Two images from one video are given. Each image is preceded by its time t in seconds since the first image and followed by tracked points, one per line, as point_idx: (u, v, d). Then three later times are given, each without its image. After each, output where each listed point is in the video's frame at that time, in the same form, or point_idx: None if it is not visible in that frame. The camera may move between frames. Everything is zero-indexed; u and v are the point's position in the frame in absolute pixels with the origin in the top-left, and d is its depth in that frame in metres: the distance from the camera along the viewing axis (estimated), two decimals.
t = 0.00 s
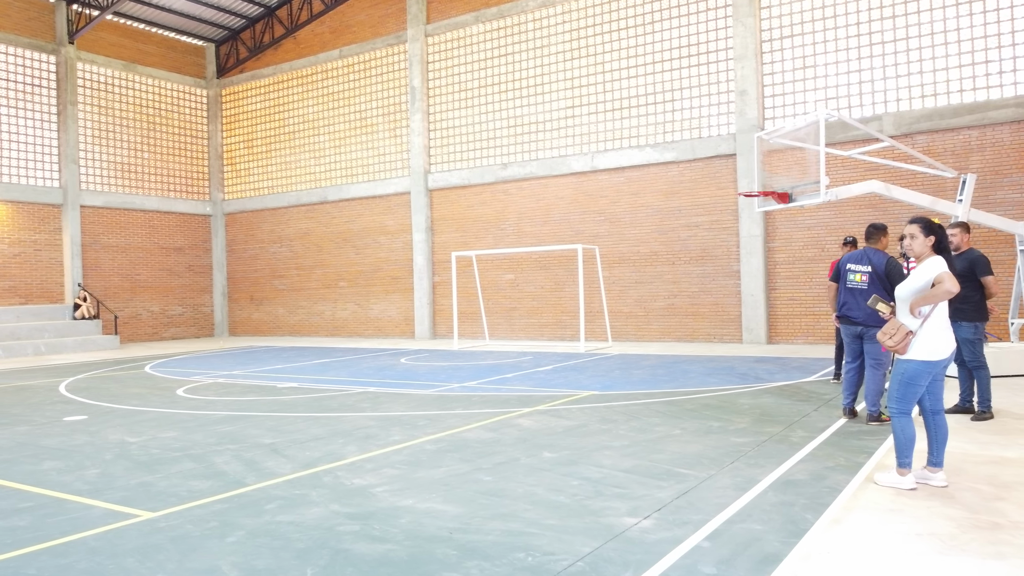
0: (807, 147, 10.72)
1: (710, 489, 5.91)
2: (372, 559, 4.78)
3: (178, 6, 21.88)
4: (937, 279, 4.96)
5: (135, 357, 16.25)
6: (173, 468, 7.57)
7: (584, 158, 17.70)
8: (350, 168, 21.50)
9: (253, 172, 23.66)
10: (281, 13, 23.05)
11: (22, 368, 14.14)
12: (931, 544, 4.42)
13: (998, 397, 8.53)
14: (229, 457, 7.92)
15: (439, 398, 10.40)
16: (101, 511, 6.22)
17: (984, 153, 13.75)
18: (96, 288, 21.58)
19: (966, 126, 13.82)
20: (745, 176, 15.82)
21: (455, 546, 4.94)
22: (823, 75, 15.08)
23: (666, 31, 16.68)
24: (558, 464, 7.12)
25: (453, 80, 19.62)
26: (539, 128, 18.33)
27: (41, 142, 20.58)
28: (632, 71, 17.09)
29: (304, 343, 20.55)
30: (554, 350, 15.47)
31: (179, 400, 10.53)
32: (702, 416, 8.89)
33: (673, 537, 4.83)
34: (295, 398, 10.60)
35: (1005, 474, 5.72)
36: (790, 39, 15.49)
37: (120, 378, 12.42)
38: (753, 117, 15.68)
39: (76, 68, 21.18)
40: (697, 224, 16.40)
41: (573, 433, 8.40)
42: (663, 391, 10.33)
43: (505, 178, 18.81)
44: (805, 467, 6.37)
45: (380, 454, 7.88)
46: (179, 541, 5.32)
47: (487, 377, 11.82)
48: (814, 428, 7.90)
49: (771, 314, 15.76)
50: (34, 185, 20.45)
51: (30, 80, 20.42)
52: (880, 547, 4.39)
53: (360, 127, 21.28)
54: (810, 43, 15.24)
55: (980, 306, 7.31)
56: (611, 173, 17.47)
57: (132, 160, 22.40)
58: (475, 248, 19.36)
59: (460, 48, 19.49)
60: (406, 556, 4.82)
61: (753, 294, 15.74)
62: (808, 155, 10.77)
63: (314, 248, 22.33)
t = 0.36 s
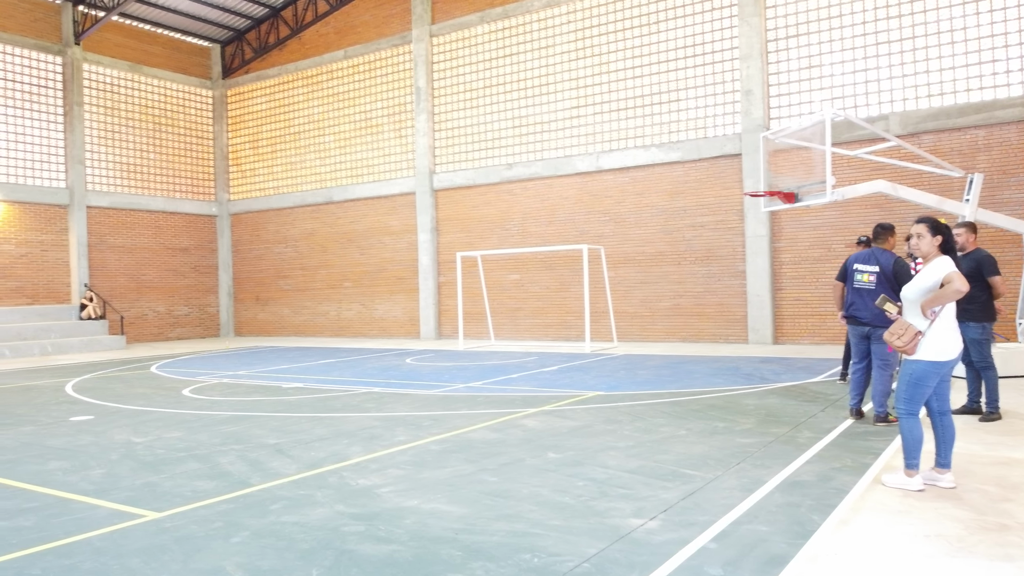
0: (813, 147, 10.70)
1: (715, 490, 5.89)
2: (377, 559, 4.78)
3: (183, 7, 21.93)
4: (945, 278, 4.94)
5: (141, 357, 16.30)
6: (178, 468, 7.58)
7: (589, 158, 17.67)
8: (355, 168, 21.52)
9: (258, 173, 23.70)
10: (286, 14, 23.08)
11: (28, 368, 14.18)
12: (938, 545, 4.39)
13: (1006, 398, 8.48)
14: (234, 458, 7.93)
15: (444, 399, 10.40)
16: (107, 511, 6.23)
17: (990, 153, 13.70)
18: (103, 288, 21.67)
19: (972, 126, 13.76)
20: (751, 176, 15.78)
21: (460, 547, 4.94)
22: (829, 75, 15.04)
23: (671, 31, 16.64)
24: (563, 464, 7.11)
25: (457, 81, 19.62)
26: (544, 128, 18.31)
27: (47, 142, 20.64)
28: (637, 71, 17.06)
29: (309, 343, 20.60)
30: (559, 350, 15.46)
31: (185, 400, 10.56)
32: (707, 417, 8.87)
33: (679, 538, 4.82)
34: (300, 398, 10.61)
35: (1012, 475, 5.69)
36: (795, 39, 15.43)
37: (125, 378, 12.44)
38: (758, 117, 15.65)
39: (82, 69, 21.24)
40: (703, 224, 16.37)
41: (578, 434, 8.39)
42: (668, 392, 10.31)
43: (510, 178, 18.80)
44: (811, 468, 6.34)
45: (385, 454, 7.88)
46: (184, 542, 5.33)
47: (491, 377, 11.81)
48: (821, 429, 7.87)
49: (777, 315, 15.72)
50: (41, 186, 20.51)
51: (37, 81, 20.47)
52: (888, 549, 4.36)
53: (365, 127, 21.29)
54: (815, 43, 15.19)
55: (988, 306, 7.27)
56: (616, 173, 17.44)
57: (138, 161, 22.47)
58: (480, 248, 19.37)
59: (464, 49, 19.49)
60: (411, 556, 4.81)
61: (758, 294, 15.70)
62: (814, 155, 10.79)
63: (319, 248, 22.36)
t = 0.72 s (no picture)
0: (838, 146, 10.61)
1: (739, 491, 5.84)
2: (398, 559, 4.80)
3: (208, 10, 22.24)
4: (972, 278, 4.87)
5: (167, 356, 16.49)
6: (202, 466, 7.66)
7: (611, 158, 17.60)
8: (377, 169, 21.61)
9: (281, 173, 23.88)
10: (309, 15, 23.23)
11: (56, 367, 14.41)
12: (967, 549, 4.31)
13: None
14: (257, 457, 8.00)
15: (465, 398, 10.40)
16: (133, 508, 6.31)
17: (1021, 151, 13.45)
18: (129, 288, 21.96)
19: (1002, 123, 13.50)
20: (774, 175, 15.64)
21: (481, 547, 4.94)
22: (854, 72, 14.86)
23: (694, 29, 16.52)
24: (585, 465, 7.09)
25: (479, 81, 19.63)
26: (566, 127, 18.27)
27: (75, 145, 20.93)
28: (659, 70, 16.97)
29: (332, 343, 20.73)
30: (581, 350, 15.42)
31: (209, 399, 10.66)
32: (730, 417, 8.80)
33: (702, 540, 4.78)
34: (322, 397, 10.68)
35: None
36: (821, 36, 15.25)
37: (151, 377, 12.60)
38: (783, 115, 15.49)
39: (109, 71, 21.53)
40: (725, 224, 16.24)
41: (600, 434, 8.36)
42: (690, 392, 10.24)
43: (531, 178, 18.78)
44: (837, 470, 6.27)
45: (406, 454, 7.91)
46: (208, 539, 5.38)
47: (513, 377, 11.81)
48: (846, 430, 7.78)
49: (801, 315, 15.56)
50: (69, 188, 20.80)
51: (65, 84, 20.77)
52: (915, 553, 4.29)
53: (387, 128, 21.38)
54: (841, 40, 15.01)
55: (1018, 306, 7.15)
56: (638, 173, 17.36)
57: (163, 163, 22.74)
58: (501, 248, 19.38)
59: (486, 49, 19.51)
60: (432, 556, 4.82)
61: (783, 294, 15.55)
62: (840, 153, 10.69)
63: (342, 248, 22.50)
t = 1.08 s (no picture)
0: (872, 143, 10.42)
1: (770, 493, 5.77)
2: (427, 557, 4.81)
3: (239, 13, 22.56)
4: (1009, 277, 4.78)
5: (200, 354, 16.72)
6: (234, 464, 7.76)
7: (639, 157, 17.51)
8: (405, 169, 21.72)
9: (311, 174, 24.10)
10: (339, 17, 23.43)
11: (93, 365, 14.69)
12: (1005, 556, 4.21)
13: None
14: (288, 455, 8.08)
15: (494, 398, 10.41)
16: (166, 505, 6.41)
17: None
18: (163, 288, 22.32)
19: None
20: (806, 173, 15.45)
21: (509, 546, 4.94)
22: (888, 69, 14.60)
23: (724, 26, 16.36)
24: (614, 465, 7.05)
25: (508, 81, 19.64)
26: (594, 126, 18.21)
27: (111, 147, 21.30)
28: (689, 68, 16.84)
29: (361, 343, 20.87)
30: (609, 350, 15.36)
31: (240, 397, 10.80)
32: (761, 418, 8.71)
33: (733, 542, 4.73)
34: (351, 397, 10.75)
35: None
36: (853, 32, 15.02)
37: (184, 375, 12.79)
38: (815, 113, 15.31)
39: (144, 75, 21.90)
40: (755, 223, 16.08)
41: (629, 435, 8.32)
42: (720, 393, 10.15)
43: (559, 177, 18.74)
44: (870, 473, 6.17)
45: (435, 453, 7.94)
46: (239, 536, 5.44)
47: (541, 377, 11.80)
48: (880, 432, 7.65)
49: (834, 315, 15.34)
50: (105, 189, 21.17)
51: (101, 87, 21.16)
52: (951, 558, 4.21)
53: (415, 128, 21.48)
54: (874, 35, 14.76)
55: None
56: (667, 172, 17.26)
57: (196, 164, 23.07)
58: (529, 248, 19.37)
59: (514, 49, 19.52)
60: (460, 555, 4.83)
61: (815, 294, 15.36)
62: (874, 151, 10.47)
63: (371, 248, 22.65)
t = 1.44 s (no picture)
0: (909, 140, 10.19)
1: (805, 496, 5.69)
2: (458, 556, 4.82)
3: (272, 16, 22.84)
4: None
5: (234, 353, 16.94)
6: (267, 461, 7.85)
7: (670, 156, 17.39)
8: (436, 169, 21.80)
9: (343, 175, 24.30)
10: (370, 19, 23.59)
11: (130, 363, 14.95)
12: None
13: None
14: (320, 453, 8.14)
15: (525, 398, 10.39)
16: (201, 501, 6.50)
17: None
18: (198, 287, 22.65)
19: None
20: (841, 171, 15.23)
21: (540, 547, 4.93)
22: (926, 64, 14.31)
23: (758, 22, 16.19)
24: (645, 466, 7.01)
25: (538, 81, 19.63)
26: (625, 125, 18.12)
27: (148, 149, 21.66)
28: (721, 66, 16.69)
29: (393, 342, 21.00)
30: (641, 350, 15.28)
31: (274, 396, 10.91)
32: (796, 420, 8.60)
33: (767, 545, 4.67)
34: (383, 395, 10.80)
35: None
36: (890, 27, 14.75)
37: (218, 374, 12.96)
38: (849, 110, 15.09)
39: (179, 77, 22.24)
40: (787, 222, 15.90)
41: (660, 435, 8.26)
42: (754, 394, 10.04)
43: (590, 177, 18.68)
44: (909, 476, 6.05)
45: (466, 452, 7.95)
46: (273, 533, 5.50)
47: (572, 377, 11.76)
48: (918, 434, 7.51)
49: (870, 316, 15.10)
50: (142, 191, 21.54)
51: (138, 91, 21.53)
52: (994, 564, 4.11)
53: (446, 129, 21.55)
54: (912, 30, 14.49)
55: None
56: (698, 171, 17.12)
57: (230, 165, 23.39)
58: (559, 248, 19.35)
59: (544, 48, 19.51)
60: (491, 555, 4.83)
61: (850, 294, 15.14)
62: (910, 148, 10.26)
63: (402, 248, 22.77)
